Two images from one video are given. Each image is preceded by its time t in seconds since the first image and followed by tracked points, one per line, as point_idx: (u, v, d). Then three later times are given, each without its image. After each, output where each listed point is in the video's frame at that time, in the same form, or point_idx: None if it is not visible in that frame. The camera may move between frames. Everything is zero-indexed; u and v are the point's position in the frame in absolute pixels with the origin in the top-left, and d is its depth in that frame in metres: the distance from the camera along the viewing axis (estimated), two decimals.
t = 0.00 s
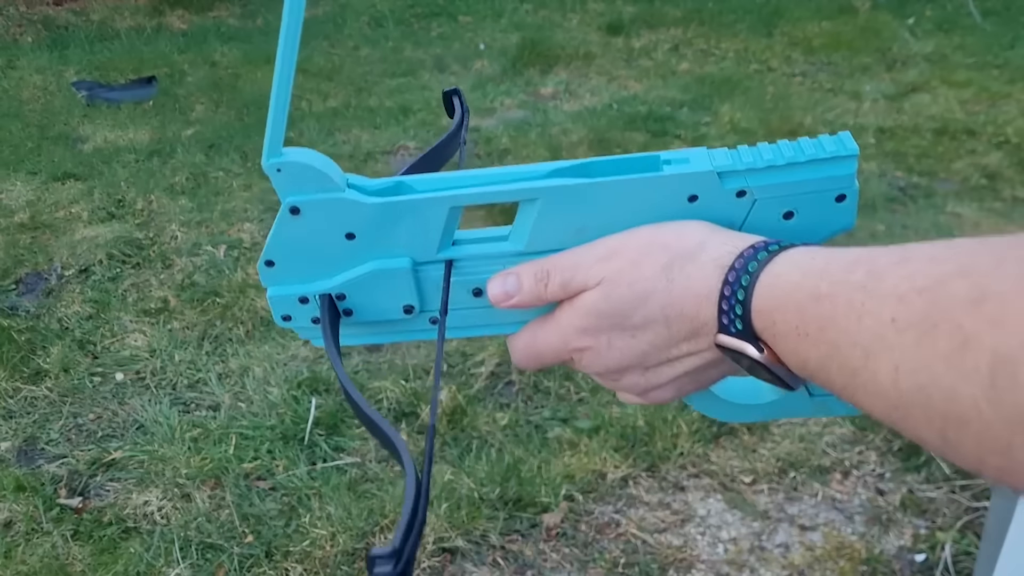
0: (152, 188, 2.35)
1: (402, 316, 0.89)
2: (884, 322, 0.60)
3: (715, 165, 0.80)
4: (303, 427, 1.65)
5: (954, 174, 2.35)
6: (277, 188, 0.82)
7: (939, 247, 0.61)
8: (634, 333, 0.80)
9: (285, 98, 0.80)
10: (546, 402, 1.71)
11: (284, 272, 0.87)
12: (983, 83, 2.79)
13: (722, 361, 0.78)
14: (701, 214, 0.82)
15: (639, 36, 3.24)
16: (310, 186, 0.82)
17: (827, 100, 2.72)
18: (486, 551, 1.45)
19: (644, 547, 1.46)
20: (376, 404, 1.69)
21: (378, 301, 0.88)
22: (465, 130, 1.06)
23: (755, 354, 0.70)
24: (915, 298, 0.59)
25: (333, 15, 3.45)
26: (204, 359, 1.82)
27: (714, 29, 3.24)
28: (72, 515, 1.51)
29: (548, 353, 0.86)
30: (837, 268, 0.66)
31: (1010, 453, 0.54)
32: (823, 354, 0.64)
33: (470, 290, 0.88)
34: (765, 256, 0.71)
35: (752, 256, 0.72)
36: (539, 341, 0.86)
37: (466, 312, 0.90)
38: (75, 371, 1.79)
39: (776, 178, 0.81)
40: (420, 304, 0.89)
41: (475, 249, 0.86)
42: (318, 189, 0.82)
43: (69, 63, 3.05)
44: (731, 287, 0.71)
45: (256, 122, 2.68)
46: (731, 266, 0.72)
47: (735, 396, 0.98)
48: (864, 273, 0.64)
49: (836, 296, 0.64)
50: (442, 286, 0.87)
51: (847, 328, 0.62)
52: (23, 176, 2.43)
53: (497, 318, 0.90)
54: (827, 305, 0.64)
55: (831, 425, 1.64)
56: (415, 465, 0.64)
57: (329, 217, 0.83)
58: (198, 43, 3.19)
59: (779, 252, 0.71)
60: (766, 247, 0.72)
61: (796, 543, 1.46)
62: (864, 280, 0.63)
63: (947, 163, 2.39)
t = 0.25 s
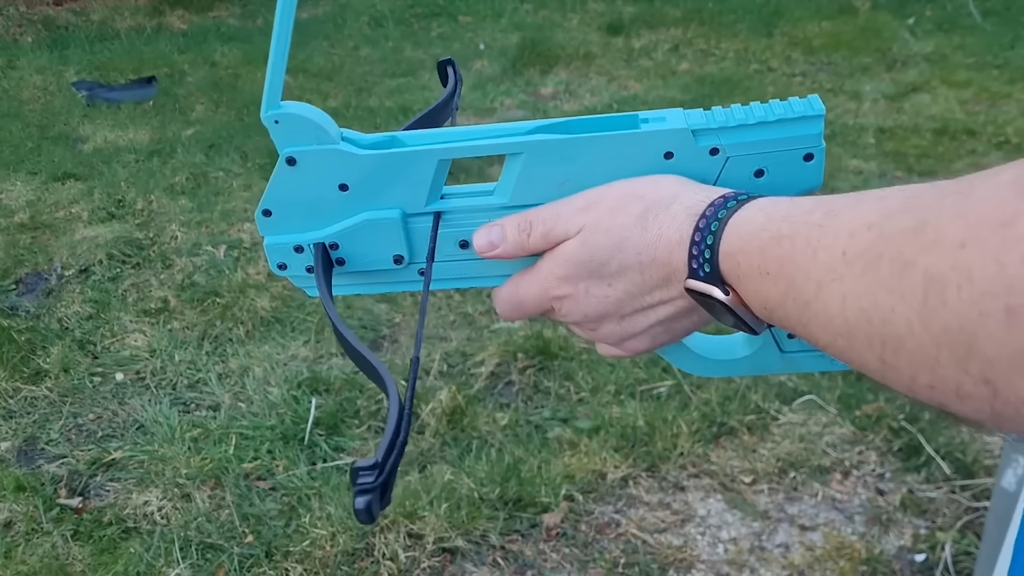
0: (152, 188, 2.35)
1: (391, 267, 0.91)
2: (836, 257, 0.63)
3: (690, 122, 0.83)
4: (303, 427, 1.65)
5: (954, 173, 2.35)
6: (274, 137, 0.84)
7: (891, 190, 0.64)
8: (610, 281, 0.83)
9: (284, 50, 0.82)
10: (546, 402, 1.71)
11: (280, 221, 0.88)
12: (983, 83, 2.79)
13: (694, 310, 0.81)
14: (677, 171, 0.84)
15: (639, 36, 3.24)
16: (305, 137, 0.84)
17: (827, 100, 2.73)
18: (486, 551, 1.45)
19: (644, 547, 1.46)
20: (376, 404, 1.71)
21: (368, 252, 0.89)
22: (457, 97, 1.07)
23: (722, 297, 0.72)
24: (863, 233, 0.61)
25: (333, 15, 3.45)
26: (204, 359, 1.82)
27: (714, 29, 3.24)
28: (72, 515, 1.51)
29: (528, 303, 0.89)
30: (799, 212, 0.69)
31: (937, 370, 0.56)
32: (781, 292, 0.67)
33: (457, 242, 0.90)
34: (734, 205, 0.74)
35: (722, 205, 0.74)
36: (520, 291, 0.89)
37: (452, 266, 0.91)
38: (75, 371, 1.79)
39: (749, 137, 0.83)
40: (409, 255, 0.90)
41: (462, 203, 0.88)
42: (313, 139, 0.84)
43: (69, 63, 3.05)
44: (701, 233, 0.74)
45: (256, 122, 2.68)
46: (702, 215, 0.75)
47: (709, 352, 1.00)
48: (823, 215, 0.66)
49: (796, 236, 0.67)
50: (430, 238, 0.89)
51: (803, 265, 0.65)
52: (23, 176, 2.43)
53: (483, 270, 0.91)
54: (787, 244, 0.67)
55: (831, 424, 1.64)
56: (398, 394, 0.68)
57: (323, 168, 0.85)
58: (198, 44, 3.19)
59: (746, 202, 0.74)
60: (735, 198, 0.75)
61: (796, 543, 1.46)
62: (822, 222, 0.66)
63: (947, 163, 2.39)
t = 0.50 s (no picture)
0: (152, 188, 2.35)
1: (387, 271, 0.90)
2: (810, 247, 0.63)
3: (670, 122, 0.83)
4: (303, 427, 1.66)
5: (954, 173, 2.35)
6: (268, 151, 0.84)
7: (868, 182, 0.64)
8: (598, 278, 0.83)
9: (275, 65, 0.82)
10: (546, 402, 1.71)
11: (277, 232, 0.88)
12: (983, 83, 2.79)
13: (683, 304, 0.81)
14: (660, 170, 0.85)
15: (639, 35, 3.24)
16: (298, 149, 0.84)
17: (827, 100, 2.73)
18: (486, 551, 1.45)
19: (644, 547, 1.46)
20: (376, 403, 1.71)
21: (365, 258, 0.89)
22: (449, 105, 1.06)
23: (704, 290, 0.72)
24: (838, 224, 0.62)
25: (333, 15, 3.45)
26: (204, 359, 1.82)
27: (714, 29, 3.24)
28: (72, 515, 1.51)
29: (520, 302, 0.89)
30: (778, 205, 0.69)
31: (906, 354, 0.57)
32: (758, 283, 0.67)
33: (450, 245, 0.90)
34: (717, 200, 0.74)
35: (703, 202, 0.74)
36: (512, 291, 0.89)
37: (447, 269, 0.91)
38: (75, 371, 1.79)
39: (729, 133, 0.83)
40: (405, 259, 0.90)
41: (454, 206, 0.88)
42: (306, 151, 0.84)
43: (69, 63, 3.05)
44: (684, 229, 0.74)
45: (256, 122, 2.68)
46: (686, 211, 0.75)
47: (701, 345, 1.00)
48: (800, 206, 0.67)
49: (773, 229, 0.67)
50: (425, 243, 0.89)
51: (779, 255, 0.65)
52: (23, 176, 2.43)
53: (478, 272, 0.92)
54: (766, 237, 0.67)
55: (831, 424, 1.64)
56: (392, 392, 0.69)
57: (317, 178, 0.85)
58: (198, 44, 3.19)
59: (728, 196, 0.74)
60: (715, 195, 0.75)
61: (796, 543, 1.46)
62: (799, 213, 0.66)
63: (947, 163, 2.39)
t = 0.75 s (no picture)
0: (152, 188, 2.35)
1: (409, 278, 0.89)
2: (855, 243, 0.67)
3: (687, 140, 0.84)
4: (303, 427, 1.66)
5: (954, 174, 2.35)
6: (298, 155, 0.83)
7: (897, 185, 0.69)
8: (619, 286, 0.84)
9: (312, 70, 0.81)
10: (546, 402, 1.71)
11: (302, 237, 0.87)
12: (982, 83, 2.79)
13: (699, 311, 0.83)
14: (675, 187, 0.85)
15: (639, 35, 3.24)
16: (329, 154, 0.83)
17: (827, 100, 2.73)
18: (486, 551, 1.45)
19: (644, 547, 1.46)
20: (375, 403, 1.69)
21: (388, 264, 0.88)
22: (454, 118, 1.06)
23: (731, 294, 0.74)
24: (882, 219, 0.66)
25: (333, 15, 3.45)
26: (204, 359, 1.82)
27: (714, 29, 3.24)
28: (72, 515, 1.51)
29: (537, 312, 0.89)
30: (810, 209, 0.73)
31: (967, 329, 0.60)
32: (796, 281, 0.71)
33: (471, 253, 0.89)
34: (738, 212, 0.76)
35: (723, 215, 0.77)
36: (528, 301, 0.88)
37: (468, 277, 0.90)
38: (75, 371, 1.79)
39: (742, 153, 0.84)
40: (427, 266, 0.89)
41: (476, 215, 0.87)
42: (337, 156, 0.83)
43: (69, 63, 3.05)
44: (709, 237, 0.76)
45: (256, 122, 2.68)
46: (709, 221, 0.77)
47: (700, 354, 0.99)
48: (832, 209, 0.71)
49: (810, 228, 0.71)
50: (447, 251, 0.88)
51: (819, 253, 0.69)
52: (23, 176, 2.42)
53: (494, 282, 0.91)
54: (802, 238, 0.71)
55: (831, 424, 1.64)
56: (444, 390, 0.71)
57: (346, 185, 0.84)
58: (198, 44, 3.19)
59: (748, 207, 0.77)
60: (734, 207, 0.77)
61: (796, 543, 1.46)
62: (835, 213, 0.70)
63: (947, 163, 2.39)
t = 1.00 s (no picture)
0: (152, 188, 2.35)
1: (444, 288, 0.90)
2: (895, 226, 0.68)
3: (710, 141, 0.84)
4: (302, 427, 1.66)
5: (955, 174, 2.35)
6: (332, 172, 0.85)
7: (928, 172, 0.70)
8: (653, 287, 0.83)
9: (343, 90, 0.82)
10: (546, 402, 1.71)
11: (337, 252, 0.89)
12: (983, 83, 2.79)
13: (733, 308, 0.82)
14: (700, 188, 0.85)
15: (639, 35, 3.24)
16: (361, 170, 0.85)
17: (827, 100, 2.73)
18: (486, 551, 1.45)
19: (644, 547, 1.46)
20: (375, 404, 1.69)
21: (422, 275, 0.89)
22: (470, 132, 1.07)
23: (766, 286, 0.74)
24: (921, 201, 0.67)
25: (333, 16, 3.45)
26: (204, 359, 1.82)
27: (714, 29, 3.24)
28: (72, 515, 1.51)
29: (570, 315, 0.88)
30: (843, 198, 0.73)
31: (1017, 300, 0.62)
32: (835, 267, 0.71)
33: (502, 261, 0.89)
34: (768, 208, 0.76)
35: (754, 211, 0.76)
36: (562, 305, 0.88)
37: (501, 286, 0.91)
38: (75, 371, 1.79)
39: (765, 153, 0.84)
40: (460, 275, 0.90)
41: (505, 224, 0.88)
42: (370, 172, 0.85)
43: (69, 63, 3.05)
44: (741, 232, 0.76)
45: (256, 122, 2.68)
46: (740, 219, 0.77)
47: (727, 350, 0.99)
48: (866, 199, 0.72)
49: (846, 218, 0.71)
50: (480, 260, 0.89)
51: (857, 238, 0.70)
52: (23, 176, 2.42)
53: (524, 289, 0.91)
54: (839, 227, 0.71)
55: (831, 424, 1.64)
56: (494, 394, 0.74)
57: (379, 198, 0.85)
58: (198, 44, 3.19)
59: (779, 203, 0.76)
60: (763, 204, 0.77)
61: (796, 543, 1.46)
62: (869, 200, 0.71)
63: (947, 163, 2.39)
